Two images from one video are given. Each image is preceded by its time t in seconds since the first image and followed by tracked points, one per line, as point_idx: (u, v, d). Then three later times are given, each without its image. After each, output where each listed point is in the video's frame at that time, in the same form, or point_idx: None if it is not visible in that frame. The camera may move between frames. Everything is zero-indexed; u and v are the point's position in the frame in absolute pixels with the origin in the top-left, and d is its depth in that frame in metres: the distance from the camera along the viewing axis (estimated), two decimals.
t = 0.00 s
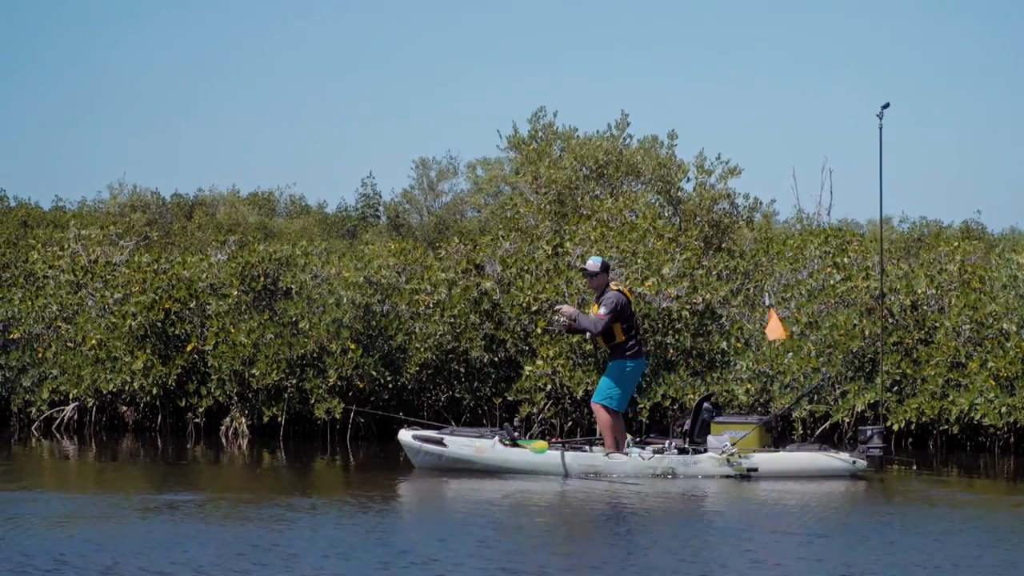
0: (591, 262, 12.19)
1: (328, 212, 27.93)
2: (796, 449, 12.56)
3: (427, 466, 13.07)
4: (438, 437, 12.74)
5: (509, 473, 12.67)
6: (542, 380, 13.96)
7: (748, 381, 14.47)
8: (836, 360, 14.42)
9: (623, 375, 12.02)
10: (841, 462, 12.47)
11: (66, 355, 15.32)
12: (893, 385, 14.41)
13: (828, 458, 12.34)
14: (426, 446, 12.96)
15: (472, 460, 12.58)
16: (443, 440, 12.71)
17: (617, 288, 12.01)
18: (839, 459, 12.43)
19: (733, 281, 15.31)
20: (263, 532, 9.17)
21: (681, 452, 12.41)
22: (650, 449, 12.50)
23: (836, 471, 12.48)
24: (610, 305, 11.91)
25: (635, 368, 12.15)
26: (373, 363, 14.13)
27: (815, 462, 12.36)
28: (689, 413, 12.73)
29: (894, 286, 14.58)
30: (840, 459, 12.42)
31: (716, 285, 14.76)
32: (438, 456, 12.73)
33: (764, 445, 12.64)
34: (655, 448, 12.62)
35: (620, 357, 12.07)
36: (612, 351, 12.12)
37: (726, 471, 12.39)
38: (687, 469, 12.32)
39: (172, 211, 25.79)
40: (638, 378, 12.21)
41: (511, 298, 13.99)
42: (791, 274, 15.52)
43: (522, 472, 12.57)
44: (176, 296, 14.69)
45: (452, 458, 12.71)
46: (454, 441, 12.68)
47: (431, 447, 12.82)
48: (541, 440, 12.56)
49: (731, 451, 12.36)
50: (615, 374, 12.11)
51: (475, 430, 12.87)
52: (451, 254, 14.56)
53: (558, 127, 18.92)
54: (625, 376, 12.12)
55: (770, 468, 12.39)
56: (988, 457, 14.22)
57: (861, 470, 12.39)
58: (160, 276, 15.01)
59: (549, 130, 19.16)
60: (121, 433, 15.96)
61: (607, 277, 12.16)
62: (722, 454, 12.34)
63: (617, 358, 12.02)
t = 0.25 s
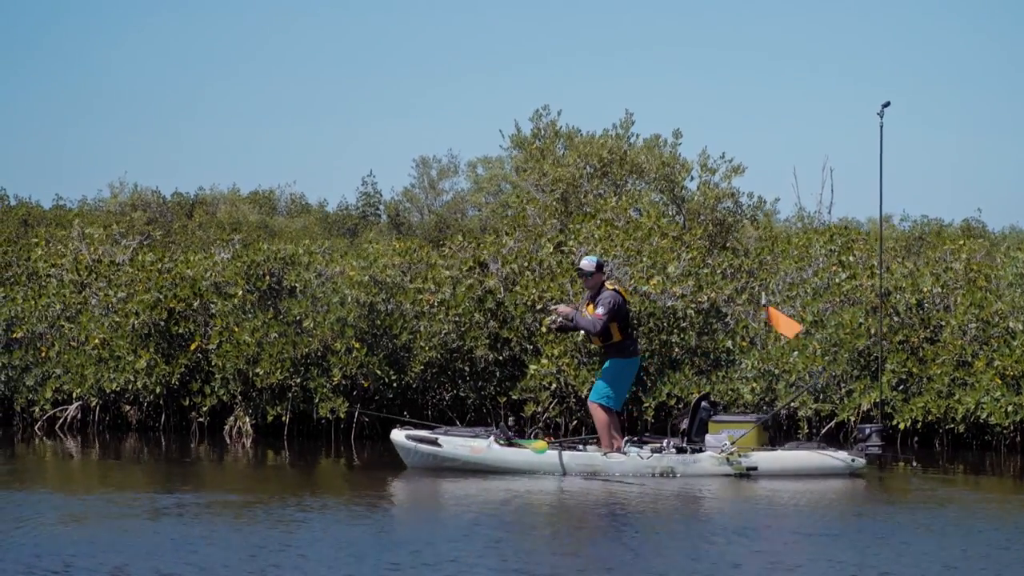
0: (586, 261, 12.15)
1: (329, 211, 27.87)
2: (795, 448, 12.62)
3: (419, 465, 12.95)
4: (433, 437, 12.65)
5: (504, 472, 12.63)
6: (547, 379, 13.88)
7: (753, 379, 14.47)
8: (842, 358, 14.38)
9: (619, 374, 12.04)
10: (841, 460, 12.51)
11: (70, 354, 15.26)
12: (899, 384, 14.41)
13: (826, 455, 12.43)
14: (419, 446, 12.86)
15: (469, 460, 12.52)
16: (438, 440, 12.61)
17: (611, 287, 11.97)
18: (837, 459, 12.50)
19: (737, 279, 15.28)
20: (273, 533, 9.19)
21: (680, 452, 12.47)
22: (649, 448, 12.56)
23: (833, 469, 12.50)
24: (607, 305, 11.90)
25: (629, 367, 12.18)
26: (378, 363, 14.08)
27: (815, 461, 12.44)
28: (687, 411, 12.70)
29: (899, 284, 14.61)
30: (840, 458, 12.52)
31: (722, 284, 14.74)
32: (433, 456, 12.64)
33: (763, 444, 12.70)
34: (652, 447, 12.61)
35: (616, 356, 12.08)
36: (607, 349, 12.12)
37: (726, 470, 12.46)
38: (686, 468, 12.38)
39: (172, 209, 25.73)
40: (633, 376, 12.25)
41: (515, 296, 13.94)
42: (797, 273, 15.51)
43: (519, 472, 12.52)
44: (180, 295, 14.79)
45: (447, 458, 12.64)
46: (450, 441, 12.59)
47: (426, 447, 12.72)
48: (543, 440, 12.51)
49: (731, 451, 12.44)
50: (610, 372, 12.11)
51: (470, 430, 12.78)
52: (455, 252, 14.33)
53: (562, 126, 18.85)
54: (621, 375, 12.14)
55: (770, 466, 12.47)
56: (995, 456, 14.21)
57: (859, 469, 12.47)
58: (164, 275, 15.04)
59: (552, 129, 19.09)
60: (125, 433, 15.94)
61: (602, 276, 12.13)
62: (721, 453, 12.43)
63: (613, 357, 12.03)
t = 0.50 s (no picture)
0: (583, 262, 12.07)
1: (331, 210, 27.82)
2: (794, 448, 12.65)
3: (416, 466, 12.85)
4: (430, 437, 12.55)
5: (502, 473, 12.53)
6: (554, 379, 13.84)
7: (761, 379, 14.43)
8: (849, 358, 14.42)
9: (617, 375, 12.00)
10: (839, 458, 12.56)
11: (74, 353, 15.19)
12: (907, 384, 14.39)
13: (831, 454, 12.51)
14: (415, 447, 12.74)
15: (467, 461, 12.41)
16: (435, 441, 12.52)
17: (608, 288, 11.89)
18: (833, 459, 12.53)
19: (743, 279, 15.22)
20: (282, 537, 9.17)
21: (682, 452, 12.46)
22: (650, 449, 12.54)
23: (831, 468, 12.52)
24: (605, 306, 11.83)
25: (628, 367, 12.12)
26: (384, 362, 14.08)
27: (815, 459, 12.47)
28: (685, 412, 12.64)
29: (907, 283, 14.62)
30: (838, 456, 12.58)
31: (728, 283, 14.69)
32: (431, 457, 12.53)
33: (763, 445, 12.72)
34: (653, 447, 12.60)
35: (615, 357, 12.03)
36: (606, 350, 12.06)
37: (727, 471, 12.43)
38: (688, 468, 12.35)
39: (174, 209, 25.69)
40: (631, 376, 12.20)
41: (520, 296, 13.95)
42: (804, 272, 15.50)
43: (518, 472, 12.43)
44: (186, 295, 14.70)
45: (445, 458, 12.53)
46: (447, 441, 12.49)
47: (424, 447, 12.62)
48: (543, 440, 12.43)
49: (732, 451, 12.44)
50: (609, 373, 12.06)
51: (468, 430, 12.69)
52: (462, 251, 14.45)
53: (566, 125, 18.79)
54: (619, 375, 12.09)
55: (772, 466, 12.47)
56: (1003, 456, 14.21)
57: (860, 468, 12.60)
58: (170, 275, 15.01)
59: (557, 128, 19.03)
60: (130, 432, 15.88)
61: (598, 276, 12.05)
62: (723, 453, 12.42)
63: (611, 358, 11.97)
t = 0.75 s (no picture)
0: (583, 263, 11.84)
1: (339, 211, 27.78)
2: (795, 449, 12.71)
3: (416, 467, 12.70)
4: (433, 440, 12.40)
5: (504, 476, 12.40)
6: (567, 380, 13.81)
7: (773, 380, 14.41)
8: (863, 359, 14.39)
9: (622, 377, 11.80)
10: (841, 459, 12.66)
11: (85, 355, 15.20)
12: (920, 385, 14.38)
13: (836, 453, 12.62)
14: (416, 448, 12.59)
15: (470, 463, 12.27)
16: (439, 443, 12.35)
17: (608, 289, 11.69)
18: (833, 460, 12.62)
19: (755, 280, 15.24)
20: (298, 540, 9.14)
21: (689, 454, 12.43)
22: (656, 452, 12.49)
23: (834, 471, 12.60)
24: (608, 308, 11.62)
25: (633, 368, 11.93)
26: (396, 363, 14.05)
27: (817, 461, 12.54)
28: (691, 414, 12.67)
29: (920, 284, 14.51)
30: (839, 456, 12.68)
31: (741, 283, 14.72)
32: (433, 459, 12.38)
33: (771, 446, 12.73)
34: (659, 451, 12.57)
35: (620, 358, 11.83)
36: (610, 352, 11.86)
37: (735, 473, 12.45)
38: (696, 471, 12.32)
39: (182, 210, 25.70)
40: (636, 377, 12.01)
41: (534, 297, 13.89)
42: (816, 273, 15.43)
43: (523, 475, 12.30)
44: (197, 296, 14.64)
45: (447, 461, 12.38)
46: (451, 444, 12.34)
47: (427, 450, 12.47)
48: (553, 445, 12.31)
49: (740, 453, 12.45)
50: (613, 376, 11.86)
51: (473, 433, 12.55)
52: (473, 252, 14.52)
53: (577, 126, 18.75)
54: (624, 377, 11.89)
55: (780, 467, 12.49)
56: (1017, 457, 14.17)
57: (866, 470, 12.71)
58: (181, 275, 14.97)
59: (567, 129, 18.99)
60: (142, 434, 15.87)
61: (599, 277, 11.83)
62: (731, 456, 12.41)
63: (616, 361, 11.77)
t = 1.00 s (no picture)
0: (598, 265, 11.81)
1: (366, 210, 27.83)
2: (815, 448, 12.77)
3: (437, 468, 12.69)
4: (457, 442, 12.38)
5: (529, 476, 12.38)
6: (599, 380, 13.71)
7: (805, 380, 14.49)
8: (895, 359, 14.53)
9: (646, 376, 11.77)
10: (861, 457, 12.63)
11: (115, 355, 15.22)
12: (952, 384, 14.51)
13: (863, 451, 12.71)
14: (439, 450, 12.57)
15: (495, 465, 12.26)
16: (463, 445, 12.33)
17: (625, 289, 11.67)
18: (848, 459, 12.59)
19: (785, 280, 15.02)
20: (332, 542, 9.16)
21: (716, 454, 12.38)
22: (682, 452, 12.42)
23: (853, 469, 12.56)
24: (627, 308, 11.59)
25: (656, 366, 11.90)
26: (427, 363, 14.28)
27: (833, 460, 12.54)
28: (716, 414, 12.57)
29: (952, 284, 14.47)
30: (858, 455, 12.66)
31: (771, 283, 14.57)
32: (457, 461, 12.36)
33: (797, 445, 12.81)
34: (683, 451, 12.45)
35: (642, 358, 11.80)
36: (631, 352, 11.82)
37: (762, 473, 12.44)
38: (723, 471, 12.28)
39: (208, 210, 25.83)
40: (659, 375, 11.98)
41: (565, 297, 13.81)
42: (848, 273, 15.23)
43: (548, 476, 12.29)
44: (226, 296, 14.70)
45: (472, 462, 12.36)
46: (476, 446, 12.32)
47: (451, 452, 12.45)
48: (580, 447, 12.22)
49: (766, 454, 12.44)
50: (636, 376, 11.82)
51: (496, 434, 12.52)
52: (504, 252, 14.28)
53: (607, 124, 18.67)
54: (648, 376, 11.85)
55: (807, 466, 12.51)
56: None
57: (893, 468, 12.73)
58: (211, 275, 14.96)
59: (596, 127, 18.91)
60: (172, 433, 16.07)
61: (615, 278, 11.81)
62: (758, 456, 12.42)
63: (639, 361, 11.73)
